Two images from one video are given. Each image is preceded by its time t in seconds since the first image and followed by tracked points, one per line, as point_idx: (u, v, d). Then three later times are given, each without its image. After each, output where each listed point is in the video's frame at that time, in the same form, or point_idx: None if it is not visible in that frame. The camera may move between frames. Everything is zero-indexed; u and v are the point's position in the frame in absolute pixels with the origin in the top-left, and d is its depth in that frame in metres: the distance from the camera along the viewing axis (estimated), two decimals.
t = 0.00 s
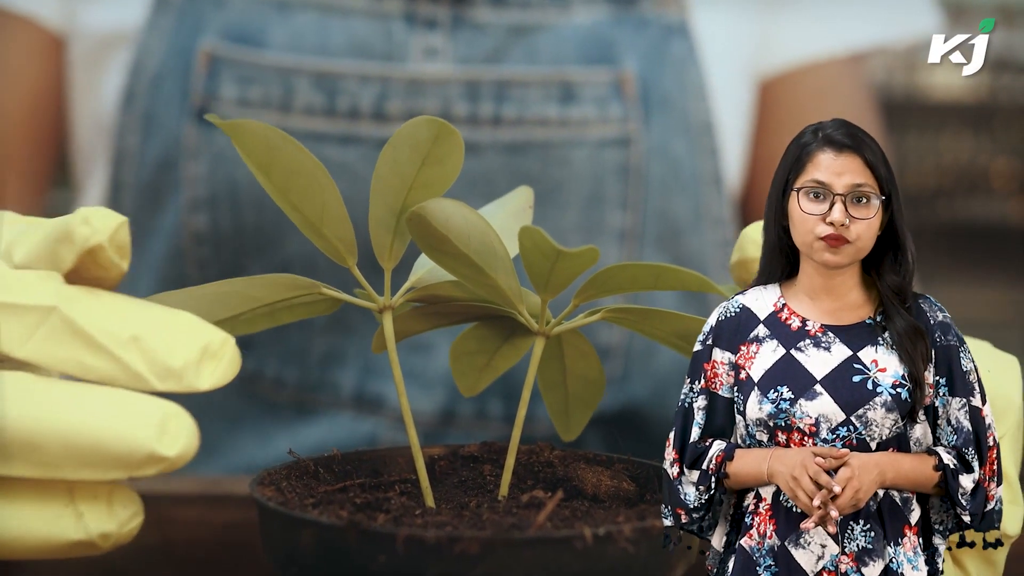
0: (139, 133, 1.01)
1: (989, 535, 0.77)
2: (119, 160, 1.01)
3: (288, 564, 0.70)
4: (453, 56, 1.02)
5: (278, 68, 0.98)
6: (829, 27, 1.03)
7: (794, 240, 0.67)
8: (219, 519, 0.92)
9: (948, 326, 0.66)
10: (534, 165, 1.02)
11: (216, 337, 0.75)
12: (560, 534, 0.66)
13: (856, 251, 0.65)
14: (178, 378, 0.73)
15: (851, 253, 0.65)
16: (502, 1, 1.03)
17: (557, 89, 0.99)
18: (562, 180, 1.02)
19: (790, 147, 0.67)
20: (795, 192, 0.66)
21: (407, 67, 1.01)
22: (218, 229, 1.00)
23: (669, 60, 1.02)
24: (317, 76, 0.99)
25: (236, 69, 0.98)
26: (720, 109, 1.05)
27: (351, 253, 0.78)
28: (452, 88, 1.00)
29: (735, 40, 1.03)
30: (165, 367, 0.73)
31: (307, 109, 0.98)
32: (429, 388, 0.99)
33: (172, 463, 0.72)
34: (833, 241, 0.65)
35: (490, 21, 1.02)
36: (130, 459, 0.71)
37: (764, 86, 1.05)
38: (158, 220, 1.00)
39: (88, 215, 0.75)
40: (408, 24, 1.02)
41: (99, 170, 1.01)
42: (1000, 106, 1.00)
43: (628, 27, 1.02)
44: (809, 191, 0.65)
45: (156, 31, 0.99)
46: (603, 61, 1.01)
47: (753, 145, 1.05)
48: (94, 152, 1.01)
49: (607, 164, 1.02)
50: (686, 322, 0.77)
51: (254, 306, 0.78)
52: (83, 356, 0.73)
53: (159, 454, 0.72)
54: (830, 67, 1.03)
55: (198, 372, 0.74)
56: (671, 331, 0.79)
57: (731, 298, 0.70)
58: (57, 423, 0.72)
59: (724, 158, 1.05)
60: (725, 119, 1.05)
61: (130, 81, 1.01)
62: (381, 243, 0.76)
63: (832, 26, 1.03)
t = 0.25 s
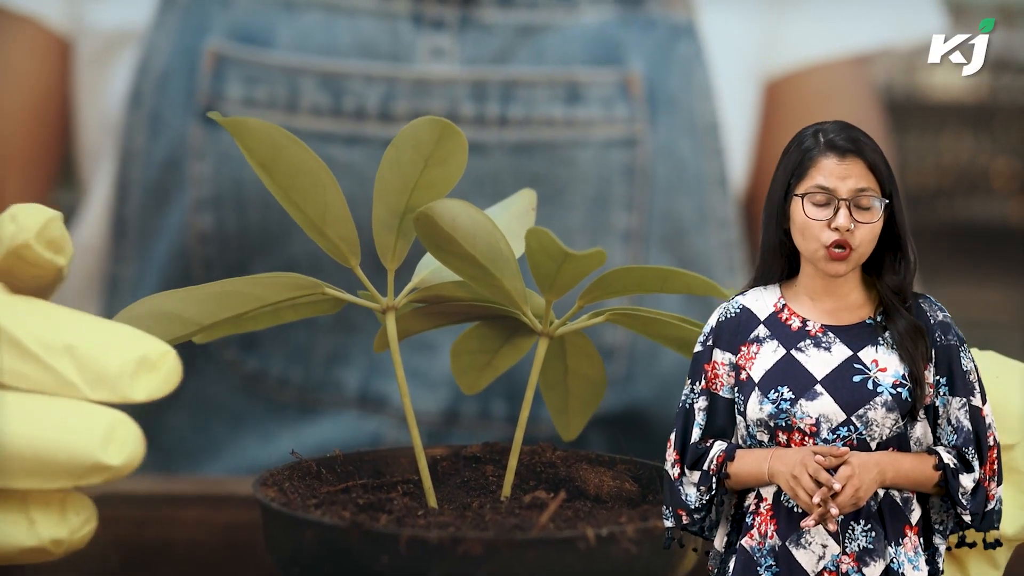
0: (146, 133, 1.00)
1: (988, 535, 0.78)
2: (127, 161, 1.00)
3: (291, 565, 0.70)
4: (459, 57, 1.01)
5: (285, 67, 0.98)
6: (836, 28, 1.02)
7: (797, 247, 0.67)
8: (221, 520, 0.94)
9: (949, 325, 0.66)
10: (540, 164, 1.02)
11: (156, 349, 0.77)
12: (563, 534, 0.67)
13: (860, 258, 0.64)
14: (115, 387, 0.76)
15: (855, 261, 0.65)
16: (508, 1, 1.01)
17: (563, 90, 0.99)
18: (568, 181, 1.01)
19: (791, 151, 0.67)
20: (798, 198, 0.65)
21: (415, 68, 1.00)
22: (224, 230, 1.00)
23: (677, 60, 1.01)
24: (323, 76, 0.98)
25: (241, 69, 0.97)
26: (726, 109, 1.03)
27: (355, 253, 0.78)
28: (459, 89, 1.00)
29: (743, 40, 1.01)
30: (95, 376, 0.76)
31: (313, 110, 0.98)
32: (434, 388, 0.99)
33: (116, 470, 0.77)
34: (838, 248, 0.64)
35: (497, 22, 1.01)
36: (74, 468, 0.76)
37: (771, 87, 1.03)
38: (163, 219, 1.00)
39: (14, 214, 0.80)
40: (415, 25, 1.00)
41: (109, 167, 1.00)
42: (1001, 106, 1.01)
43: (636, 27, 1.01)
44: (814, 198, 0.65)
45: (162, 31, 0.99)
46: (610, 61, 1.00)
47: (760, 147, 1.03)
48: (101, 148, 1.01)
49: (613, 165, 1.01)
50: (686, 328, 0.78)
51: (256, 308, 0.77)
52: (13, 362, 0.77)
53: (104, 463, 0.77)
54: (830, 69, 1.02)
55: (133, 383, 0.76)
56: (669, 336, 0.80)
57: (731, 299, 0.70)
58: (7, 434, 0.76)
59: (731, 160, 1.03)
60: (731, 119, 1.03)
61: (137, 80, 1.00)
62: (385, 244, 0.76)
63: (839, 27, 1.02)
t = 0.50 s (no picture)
0: (154, 133, 1.01)
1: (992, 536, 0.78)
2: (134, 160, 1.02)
3: (294, 564, 0.71)
4: (468, 58, 1.02)
5: (294, 69, 0.99)
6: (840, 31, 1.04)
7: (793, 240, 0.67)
8: (222, 519, 0.94)
9: (950, 327, 0.66)
10: (546, 167, 1.01)
11: (88, 336, 0.76)
12: (567, 535, 0.67)
13: (854, 253, 0.64)
14: (44, 373, 0.76)
15: (847, 256, 0.64)
16: (517, 3, 1.03)
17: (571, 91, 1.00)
18: (577, 183, 1.01)
19: (794, 144, 0.67)
20: (795, 189, 0.66)
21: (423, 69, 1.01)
22: (231, 231, 0.99)
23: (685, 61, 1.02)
24: (332, 78, 0.99)
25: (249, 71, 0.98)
26: (733, 113, 1.04)
27: (359, 252, 0.78)
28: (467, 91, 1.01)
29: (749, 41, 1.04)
30: (25, 362, 0.76)
31: (321, 111, 0.98)
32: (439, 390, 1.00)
33: (59, 455, 0.78)
34: (830, 242, 0.64)
35: (505, 23, 1.03)
36: (16, 452, 0.76)
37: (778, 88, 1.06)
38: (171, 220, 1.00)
39: None
40: (424, 26, 1.02)
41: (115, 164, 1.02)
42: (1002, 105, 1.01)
43: (644, 28, 1.02)
44: (808, 190, 0.65)
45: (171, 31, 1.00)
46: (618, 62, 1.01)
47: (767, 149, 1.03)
48: (107, 145, 1.02)
49: (621, 166, 1.01)
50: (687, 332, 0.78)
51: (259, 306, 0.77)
52: None
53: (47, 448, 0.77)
54: (837, 70, 1.05)
55: (63, 369, 0.76)
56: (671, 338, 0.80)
57: (732, 299, 0.70)
58: None
59: (738, 162, 1.03)
60: (738, 120, 1.04)
61: (146, 80, 1.01)
62: (389, 244, 0.76)
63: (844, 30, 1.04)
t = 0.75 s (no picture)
0: (160, 133, 1.03)
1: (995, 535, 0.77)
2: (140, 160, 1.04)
3: (298, 560, 0.71)
4: (475, 59, 1.03)
5: (300, 70, 1.01)
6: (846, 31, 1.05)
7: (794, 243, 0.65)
8: (225, 518, 0.94)
9: (953, 327, 0.64)
10: (555, 170, 1.03)
11: (44, 330, 0.78)
12: (573, 531, 0.67)
13: (856, 255, 0.62)
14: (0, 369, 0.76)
15: (850, 258, 0.63)
16: (524, 3, 1.04)
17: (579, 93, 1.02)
18: (583, 184, 1.03)
19: (791, 147, 0.65)
20: (793, 194, 0.64)
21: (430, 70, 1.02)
22: (236, 231, 1.02)
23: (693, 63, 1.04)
24: (339, 78, 1.01)
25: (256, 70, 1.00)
26: (741, 114, 1.05)
27: (363, 249, 0.78)
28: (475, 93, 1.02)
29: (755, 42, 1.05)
30: None
31: (327, 112, 1.01)
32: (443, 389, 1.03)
33: (23, 445, 0.77)
34: (831, 245, 0.62)
35: (512, 24, 1.03)
36: None
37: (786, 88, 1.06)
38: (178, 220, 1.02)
39: None
40: (431, 27, 1.03)
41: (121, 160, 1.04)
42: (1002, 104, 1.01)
43: (652, 30, 1.03)
44: (808, 194, 0.63)
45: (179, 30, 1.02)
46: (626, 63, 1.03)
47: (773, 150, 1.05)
48: (111, 140, 1.04)
49: (629, 168, 1.03)
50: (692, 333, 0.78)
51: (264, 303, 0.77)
52: None
53: (11, 437, 0.77)
54: (845, 70, 1.05)
55: (17, 363, 0.77)
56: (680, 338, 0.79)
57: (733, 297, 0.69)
58: None
59: (745, 163, 1.05)
60: (745, 121, 1.05)
61: (152, 79, 1.03)
62: (393, 241, 0.77)
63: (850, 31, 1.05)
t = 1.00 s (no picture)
0: (166, 136, 1.00)
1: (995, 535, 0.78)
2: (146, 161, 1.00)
3: (301, 561, 0.72)
4: (482, 65, 1.00)
5: (305, 74, 0.98)
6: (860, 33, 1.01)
7: (795, 243, 0.65)
8: (226, 517, 0.97)
9: (954, 326, 0.64)
10: (561, 173, 1.00)
11: (46, 284, 0.93)
12: (576, 531, 0.69)
13: (857, 256, 0.63)
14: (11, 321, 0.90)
15: (851, 258, 0.63)
16: (532, 7, 1.00)
17: (585, 98, 0.99)
18: (589, 191, 1.00)
19: (791, 147, 0.65)
20: (795, 194, 0.64)
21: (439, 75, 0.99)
22: (241, 235, 0.99)
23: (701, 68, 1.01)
24: (344, 83, 0.99)
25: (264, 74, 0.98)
26: (747, 117, 1.02)
27: (366, 249, 0.78)
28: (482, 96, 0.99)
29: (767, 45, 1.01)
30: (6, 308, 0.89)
31: (334, 117, 0.98)
32: (443, 393, 0.98)
33: (56, 385, 0.94)
34: (831, 245, 0.63)
35: (519, 28, 1.00)
36: (22, 387, 0.92)
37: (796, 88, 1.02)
38: (183, 223, 0.99)
39: None
40: (438, 31, 1.00)
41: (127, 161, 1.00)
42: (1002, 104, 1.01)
43: (658, 34, 1.00)
44: (809, 194, 0.63)
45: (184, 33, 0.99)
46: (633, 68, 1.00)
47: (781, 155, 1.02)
48: (115, 142, 1.01)
49: (635, 174, 1.00)
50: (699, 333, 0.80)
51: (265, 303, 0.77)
52: None
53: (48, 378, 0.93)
54: (854, 72, 1.02)
55: (21, 315, 0.90)
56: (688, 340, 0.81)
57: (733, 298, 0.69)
58: None
59: (752, 170, 1.02)
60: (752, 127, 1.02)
61: (158, 81, 1.00)
62: (396, 241, 0.77)
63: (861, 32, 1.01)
